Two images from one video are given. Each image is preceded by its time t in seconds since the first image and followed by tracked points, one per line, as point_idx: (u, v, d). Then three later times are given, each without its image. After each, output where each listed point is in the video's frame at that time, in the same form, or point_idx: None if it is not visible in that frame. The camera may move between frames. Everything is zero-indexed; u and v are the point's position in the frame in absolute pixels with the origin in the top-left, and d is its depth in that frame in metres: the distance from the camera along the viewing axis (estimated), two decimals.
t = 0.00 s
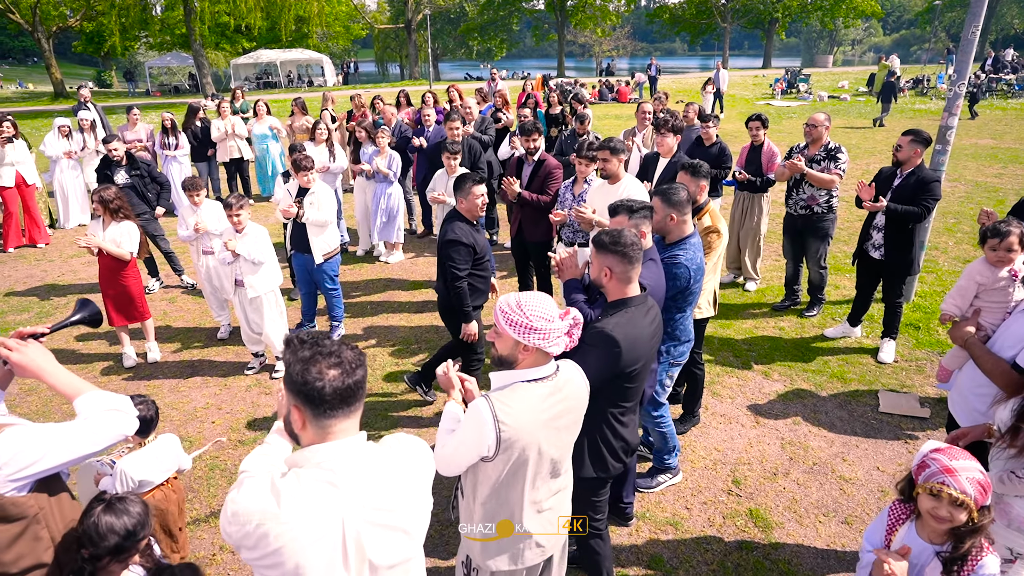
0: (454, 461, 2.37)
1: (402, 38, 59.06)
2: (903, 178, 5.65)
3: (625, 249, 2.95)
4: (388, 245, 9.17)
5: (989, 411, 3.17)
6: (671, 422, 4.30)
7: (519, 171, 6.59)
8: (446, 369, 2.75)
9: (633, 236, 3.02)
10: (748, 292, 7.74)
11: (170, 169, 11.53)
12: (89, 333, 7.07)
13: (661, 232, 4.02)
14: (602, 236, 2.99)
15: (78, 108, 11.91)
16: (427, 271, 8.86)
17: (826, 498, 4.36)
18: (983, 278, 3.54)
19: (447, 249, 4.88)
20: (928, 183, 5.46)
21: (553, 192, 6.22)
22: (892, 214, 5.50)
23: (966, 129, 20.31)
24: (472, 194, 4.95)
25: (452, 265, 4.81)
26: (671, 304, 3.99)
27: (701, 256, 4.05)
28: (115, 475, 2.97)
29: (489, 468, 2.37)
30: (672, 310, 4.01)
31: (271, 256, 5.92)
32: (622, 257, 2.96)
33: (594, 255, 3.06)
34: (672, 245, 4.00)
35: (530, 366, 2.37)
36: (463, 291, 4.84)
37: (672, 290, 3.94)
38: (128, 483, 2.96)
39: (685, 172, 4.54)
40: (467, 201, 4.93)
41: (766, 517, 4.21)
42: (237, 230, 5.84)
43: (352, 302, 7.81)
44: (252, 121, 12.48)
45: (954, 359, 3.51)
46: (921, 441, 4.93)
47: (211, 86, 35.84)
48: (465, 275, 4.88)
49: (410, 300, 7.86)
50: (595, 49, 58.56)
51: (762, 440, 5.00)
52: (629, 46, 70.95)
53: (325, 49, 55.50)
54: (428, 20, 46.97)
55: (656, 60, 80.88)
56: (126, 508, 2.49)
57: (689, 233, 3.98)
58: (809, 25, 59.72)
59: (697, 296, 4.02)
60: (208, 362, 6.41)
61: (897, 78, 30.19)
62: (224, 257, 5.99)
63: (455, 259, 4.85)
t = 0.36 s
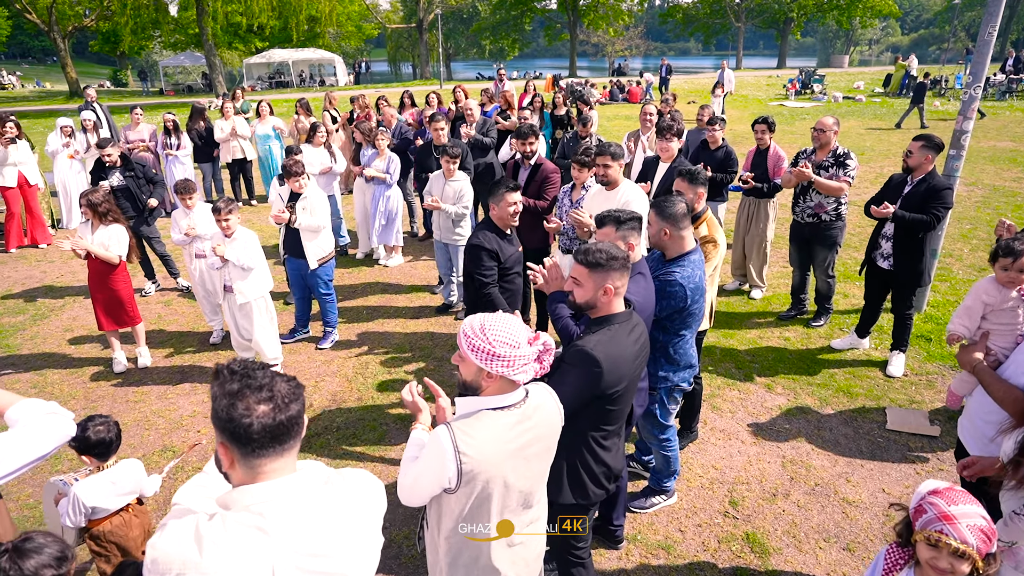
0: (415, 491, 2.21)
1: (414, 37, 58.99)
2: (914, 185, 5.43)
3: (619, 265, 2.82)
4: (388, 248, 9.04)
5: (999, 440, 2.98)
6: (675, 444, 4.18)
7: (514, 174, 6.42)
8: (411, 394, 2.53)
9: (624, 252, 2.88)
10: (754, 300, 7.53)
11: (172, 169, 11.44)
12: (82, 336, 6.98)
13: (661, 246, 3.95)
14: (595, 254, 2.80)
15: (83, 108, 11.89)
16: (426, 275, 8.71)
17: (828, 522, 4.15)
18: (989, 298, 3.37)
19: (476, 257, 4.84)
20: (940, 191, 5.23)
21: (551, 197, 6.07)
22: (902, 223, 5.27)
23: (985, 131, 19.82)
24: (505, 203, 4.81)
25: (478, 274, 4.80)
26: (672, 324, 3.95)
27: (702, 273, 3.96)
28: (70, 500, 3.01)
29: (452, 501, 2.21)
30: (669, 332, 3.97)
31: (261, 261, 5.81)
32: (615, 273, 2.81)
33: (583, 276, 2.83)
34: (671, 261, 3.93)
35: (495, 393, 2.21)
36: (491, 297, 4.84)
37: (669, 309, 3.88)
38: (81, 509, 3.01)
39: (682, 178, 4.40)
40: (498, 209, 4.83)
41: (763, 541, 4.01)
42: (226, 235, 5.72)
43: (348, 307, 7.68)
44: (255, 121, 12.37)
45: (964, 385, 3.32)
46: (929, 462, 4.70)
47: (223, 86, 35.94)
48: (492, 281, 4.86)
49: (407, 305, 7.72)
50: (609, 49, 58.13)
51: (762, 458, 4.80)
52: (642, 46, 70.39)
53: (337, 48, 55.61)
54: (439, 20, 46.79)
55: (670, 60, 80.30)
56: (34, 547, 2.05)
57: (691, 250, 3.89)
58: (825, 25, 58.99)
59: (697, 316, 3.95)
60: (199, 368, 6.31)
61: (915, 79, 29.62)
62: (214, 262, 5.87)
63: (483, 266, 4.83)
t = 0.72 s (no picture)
0: (395, 535, 2.04)
1: (432, 36, 59.02)
2: (943, 195, 5.16)
3: (624, 287, 2.65)
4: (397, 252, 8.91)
5: None
6: (686, 470, 4.05)
7: (524, 181, 6.25)
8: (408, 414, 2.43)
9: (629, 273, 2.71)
10: (771, 311, 7.27)
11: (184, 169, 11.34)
12: (87, 339, 6.93)
13: (674, 265, 3.80)
14: (598, 277, 2.62)
15: (98, 108, 11.93)
16: (435, 280, 8.57)
17: (847, 554, 3.93)
18: None
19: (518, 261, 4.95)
20: (971, 202, 4.96)
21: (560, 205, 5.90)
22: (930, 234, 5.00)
23: (1015, 134, 19.24)
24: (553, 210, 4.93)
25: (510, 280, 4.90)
26: (685, 350, 3.81)
27: (719, 297, 3.77)
28: (49, 525, 2.96)
29: (435, 546, 2.04)
30: (682, 359, 3.84)
31: (264, 267, 5.70)
32: (620, 296, 2.63)
33: (586, 300, 2.64)
34: (686, 282, 3.80)
35: (485, 432, 2.05)
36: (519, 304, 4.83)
37: (681, 333, 3.75)
38: (61, 536, 2.95)
39: (696, 190, 4.21)
40: (545, 215, 4.94)
41: (777, 573, 3.80)
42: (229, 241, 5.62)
43: (354, 314, 7.56)
44: (267, 122, 12.30)
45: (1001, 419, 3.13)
46: (957, 490, 4.44)
47: (241, 85, 36.20)
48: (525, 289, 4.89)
49: (414, 312, 7.58)
50: (629, 49, 57.67)
51: (778, 481, 4.58)
52: (661, 45, 69.78)
53: (356, 48, 55.84)
54: (457, 19, 46.65)
55: (689, 60, 79.57)
56: None
57: (706, 273, 3.74)
58: (849, 25, 58.02)
59: (711, 341, 3.79)
60: (201, 374, 6.22)
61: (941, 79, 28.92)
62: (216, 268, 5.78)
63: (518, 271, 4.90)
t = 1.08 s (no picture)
0: None
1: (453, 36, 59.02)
2: (985, 206, 4.87)
3: (642, 311, 2.45)
4: (413, 255, 8.78)
5: None
6: (709, 495, 3.84)
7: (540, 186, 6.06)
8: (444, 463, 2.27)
9: (648, 295, 2.52)
10: (797, 322, 7.00)
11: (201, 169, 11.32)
12: (100, 342, 6.89)
13: (698, 279, 3.61)
14: (613, 299, 2.44)
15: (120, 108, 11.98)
16: (450, 285, 8.42)
17: None
18: None
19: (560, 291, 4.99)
20: (1016, 214, 4.66)
21: (579, 212, 5.72)
22: (970, 248, 4.72)
23: None
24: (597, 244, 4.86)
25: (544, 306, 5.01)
26: (710, 369, 3.60)
27: (746, 311, 3.59)
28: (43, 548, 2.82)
29: None
30: (706, 378, 3.63)
31: (275, 272, 5.60)
32: (638, 320, 2.44)
33: (599, 323, 2.47)
34: (710, 296, 3.61)
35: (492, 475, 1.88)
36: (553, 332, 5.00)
37: (706, 352, 3.54)
38: (54, 558, 2.80)
39: (721, 199, 4.02)
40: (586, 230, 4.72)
41: None
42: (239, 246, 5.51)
43: (367, 319, 7.44)
44: (286, 122, 12.25)
45: None
46: (998, 521, 4.17)
47: (263, 84, 36.43)
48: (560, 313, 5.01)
49: (428, 318, 7.43)
50: (651, 49, 57.11)
51: (805, 507, 4.33)
52: (683, 45, 69.05)
53: (377, 47, 56.04)
54: (477, 18, 46.47)
55: (711, 60, 78.66)
56: None
57: (732, 285, 3.56)
58: (876, 24, 56.86)
59: (737, 359, 3.59)
60: (211, 380, 6.12)
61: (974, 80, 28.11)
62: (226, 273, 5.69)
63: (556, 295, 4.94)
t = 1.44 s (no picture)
0: None
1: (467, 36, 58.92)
2: None
3: (663, 348, 2.17)
4: (421, 260, 8.56)
5: None
6: (730, 528, 3.57)
7: (552, 192, 5.81)
8: (407, 489, 2.25)
9: (670, 326, 2.25)
10: (820, 334, 6.68)
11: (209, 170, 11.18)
12: (100, 348, 6.73)
13: (720, 294, 3.36)
14: (630, 331, 2.18)
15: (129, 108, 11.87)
16: (459, 292, 8.19)
17: None
18: None
19: (602, 323, 4.84)
20: None
21: (591, 219, 5.45)
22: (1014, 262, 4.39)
23: None
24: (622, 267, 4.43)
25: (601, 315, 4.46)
26: (735, 389, 3.35)
27: (773, 325, 3.36)
28: None
29: None
30: (730, 400, 3.38)
31: (274, 281, 5.39)
32: (656, 354, 2.16)
33: (614, 355, 2.22)
34: (733, 311, 3.36)
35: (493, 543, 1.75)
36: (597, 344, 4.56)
37: (733, 369, 3.27)
38: None
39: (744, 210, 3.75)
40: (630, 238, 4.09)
41: None
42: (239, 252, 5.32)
43: (373, 327, 7.22)
44: (295, 123, 12.07)
45: None
46: None
47: (277, 84, 36.48)
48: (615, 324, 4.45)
49: (436, 326, 7.20)
50: (665, 48, 56.70)
51: (834, 540, 4.04)
52: (699, 45, 68.45)
53: (391, 47, 56.08)
54: (491, 17, 46.20)
55: (727, 60, 78.02)
56: None
57: (757, 300, 3.31)
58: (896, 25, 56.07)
59: (764, 378, 3.35)
60: (211, 390, 5.93)
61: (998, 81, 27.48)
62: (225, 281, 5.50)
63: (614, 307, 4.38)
